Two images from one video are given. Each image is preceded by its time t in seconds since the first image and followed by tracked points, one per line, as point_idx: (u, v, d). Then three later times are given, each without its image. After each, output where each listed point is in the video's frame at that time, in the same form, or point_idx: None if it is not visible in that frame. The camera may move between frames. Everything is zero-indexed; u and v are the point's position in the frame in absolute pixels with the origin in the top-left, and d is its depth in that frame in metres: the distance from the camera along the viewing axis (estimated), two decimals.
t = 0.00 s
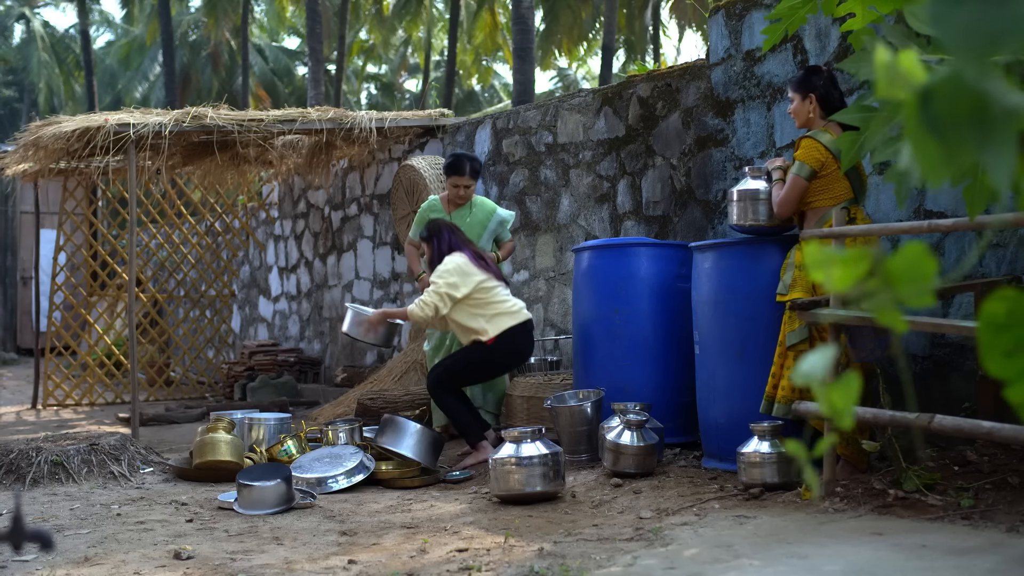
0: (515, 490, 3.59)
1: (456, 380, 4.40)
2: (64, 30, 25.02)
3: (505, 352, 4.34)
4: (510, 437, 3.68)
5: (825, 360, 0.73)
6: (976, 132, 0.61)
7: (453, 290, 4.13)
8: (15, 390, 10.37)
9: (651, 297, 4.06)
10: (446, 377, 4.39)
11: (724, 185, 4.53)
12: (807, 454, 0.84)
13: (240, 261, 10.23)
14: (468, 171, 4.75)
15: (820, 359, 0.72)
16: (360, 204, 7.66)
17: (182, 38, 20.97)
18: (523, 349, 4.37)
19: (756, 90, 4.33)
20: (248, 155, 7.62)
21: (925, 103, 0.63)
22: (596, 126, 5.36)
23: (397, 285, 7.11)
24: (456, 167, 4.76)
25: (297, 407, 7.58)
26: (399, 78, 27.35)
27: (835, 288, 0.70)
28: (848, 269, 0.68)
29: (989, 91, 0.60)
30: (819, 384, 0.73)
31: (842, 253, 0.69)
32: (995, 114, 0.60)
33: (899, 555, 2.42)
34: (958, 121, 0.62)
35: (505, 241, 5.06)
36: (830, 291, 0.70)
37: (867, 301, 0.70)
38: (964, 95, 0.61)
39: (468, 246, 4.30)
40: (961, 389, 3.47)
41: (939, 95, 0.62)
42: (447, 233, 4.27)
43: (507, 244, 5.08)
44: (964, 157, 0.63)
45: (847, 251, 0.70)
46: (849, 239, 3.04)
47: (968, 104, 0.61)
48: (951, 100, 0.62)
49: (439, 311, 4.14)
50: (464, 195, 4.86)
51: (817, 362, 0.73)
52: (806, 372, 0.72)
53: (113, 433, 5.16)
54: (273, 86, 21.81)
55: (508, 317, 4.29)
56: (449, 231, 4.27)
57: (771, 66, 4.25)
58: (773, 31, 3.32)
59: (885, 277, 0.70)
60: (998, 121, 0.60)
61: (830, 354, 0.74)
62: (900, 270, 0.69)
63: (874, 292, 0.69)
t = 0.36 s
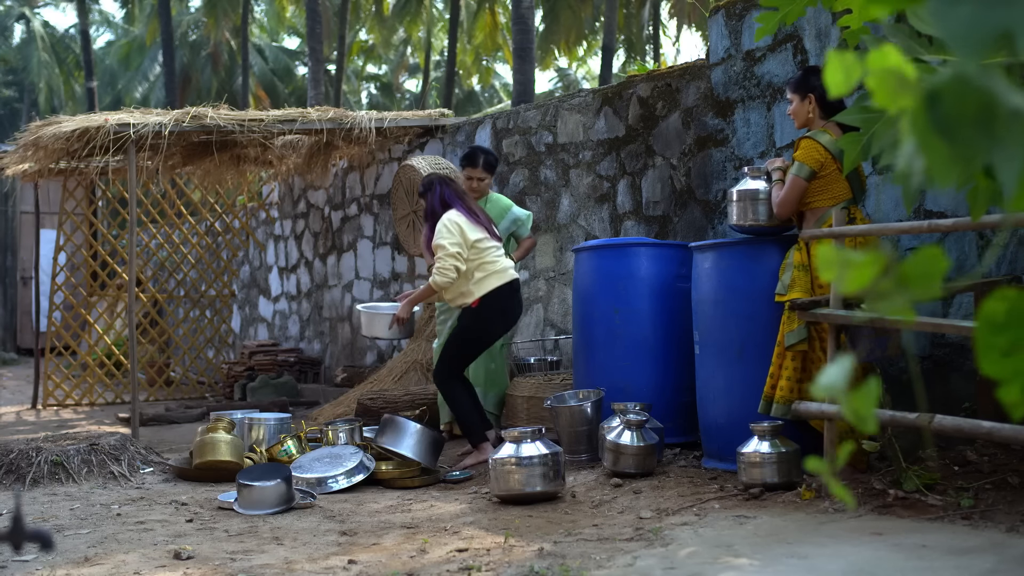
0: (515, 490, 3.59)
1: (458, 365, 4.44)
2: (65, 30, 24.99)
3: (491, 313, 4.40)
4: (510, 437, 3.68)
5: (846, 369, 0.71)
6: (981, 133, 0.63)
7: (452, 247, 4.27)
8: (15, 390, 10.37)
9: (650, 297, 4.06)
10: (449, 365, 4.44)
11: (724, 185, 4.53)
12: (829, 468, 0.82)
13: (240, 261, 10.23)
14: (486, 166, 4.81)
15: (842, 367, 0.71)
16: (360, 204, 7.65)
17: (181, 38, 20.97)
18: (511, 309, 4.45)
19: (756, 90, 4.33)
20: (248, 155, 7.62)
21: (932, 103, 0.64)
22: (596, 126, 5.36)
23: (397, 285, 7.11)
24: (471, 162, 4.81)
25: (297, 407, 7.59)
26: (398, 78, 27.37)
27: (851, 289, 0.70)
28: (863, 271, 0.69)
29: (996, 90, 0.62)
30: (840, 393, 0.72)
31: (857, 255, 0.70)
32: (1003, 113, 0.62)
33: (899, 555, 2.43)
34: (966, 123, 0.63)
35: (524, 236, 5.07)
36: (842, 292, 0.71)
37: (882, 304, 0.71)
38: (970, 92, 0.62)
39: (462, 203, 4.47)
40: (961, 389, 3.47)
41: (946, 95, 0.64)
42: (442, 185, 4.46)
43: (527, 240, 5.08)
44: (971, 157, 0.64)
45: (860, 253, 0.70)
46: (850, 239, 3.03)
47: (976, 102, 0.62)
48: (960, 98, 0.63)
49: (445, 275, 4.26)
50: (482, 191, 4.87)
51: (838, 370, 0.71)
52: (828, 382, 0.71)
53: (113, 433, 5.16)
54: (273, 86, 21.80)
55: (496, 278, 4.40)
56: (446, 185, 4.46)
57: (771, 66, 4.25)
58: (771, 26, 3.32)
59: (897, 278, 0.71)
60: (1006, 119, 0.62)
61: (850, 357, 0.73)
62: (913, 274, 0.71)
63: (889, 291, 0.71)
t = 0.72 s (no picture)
0: (515, 490, 3.59)
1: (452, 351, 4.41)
2: (64, 30, 24.96)
3: (472, 299, 4.39)
4: (510, 437, 3.68)
5: (824, 365, 0.73)
6: (964, 131, 0.64)
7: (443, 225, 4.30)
8: (15, 391, 10.37)
9: (650, 298, 4.06)
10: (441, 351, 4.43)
11: (724, 185, 4.53)
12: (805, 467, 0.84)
13: (240, 261, 10.23)
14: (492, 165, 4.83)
15: (819, 363, 0.73)
16: (360, 204, 7.65)
17: (181, 38, 20.96)
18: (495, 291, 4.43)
19: (756, 90, 4.33)
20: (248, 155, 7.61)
21: (918, 100, 0.65)
22: (596, 126, 5.36)
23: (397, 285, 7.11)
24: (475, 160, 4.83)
25: (297, 407, 7.59)
26: (398, 78, 27.40)
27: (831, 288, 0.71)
28: (844, 265, 0.70)
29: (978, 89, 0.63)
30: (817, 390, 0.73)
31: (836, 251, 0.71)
32: (985, 110, 0.64)
33: (899, 555, 2.42)
34: (949, 122, 0.65)
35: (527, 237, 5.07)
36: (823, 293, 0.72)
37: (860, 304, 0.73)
38: (955, 92, 0.64)
39: (462, 184, 4.51)
40: (961, 389, 3.47)
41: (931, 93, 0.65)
42: (443, 164, 4.52)
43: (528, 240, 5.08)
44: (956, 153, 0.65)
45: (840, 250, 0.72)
46: (849, 239, 3.03)
47: (960, 103, 0.64)
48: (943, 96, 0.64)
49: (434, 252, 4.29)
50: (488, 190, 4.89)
51: (814, 367, 0.73)
52: (803, 377, 0.73)
53: (112, 433, 5.16)
54: (272, 86, 21.78)
55: (482, 264, 4.41)
56: (449, 165, 4.52)
57: (771, 66, 4.25)
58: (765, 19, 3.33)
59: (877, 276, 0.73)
60: (990, 118, 0.63)
61: (829, 356, 0.75)
62: (892, 270, 0.72)
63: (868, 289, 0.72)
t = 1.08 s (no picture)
0: (515, 490, 3.59)
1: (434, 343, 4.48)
2: (64, 30, 24.94)
3: (452, 296, 4.43)
4: (510, 437, 3.68)
5: (832, 352, 0.70)
6: (964, 133, 0.59)
7: (433, 223, 4.34)
8: (15, 390, 10.37)
9: (650, 297, 4.06)
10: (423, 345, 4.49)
11: (724, 185, 4.53)
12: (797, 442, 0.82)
13: (240, 261, 10.22)
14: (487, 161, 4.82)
15: (826, 350, 0.70)
16: (360, 204, 7.65)
17: (181, 38, 20.96)
18: (471, 290, 4.45)
19: (756, 90, 4.33)
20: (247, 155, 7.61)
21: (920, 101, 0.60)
22: (596, 126, 5.36)
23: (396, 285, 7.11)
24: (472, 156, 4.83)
25: (297, 407, 7.59)
26: (398, 77, 27.41)
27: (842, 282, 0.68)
28: (855, 262, 0.66)
29: (980, 88, 0.57)
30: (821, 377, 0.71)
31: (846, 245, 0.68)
32: (986, 110, 0.57)
33: (899, 555, 2.42)
34: (951, 120, 0.59)
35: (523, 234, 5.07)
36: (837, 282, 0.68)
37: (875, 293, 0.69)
38: (958, 91, 0.58)
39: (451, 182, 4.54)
40: (961, 389, 3.47)
41: (933, 96, 0.60)
42: (433, 162, 4.55)
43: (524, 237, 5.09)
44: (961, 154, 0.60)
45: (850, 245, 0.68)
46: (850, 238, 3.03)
47: (963, 101, 0.58)
48: (944, 98, 0.59)
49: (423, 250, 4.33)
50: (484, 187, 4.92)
51: (819, 352, 0.70)
52: (807, 362, 0.70)
53: (113, 433, 5.16)
54: (272, 86, 21.77)
55: (468, 265, 4.46)
56: (440, 162, 4.55)
57: (771, 65, 4.25)
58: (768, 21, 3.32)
59: (887, 268, 0.69)
60: (992, 117, 0.57)
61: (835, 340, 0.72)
62: (903, 263, 0.68)
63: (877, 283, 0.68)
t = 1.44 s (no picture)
0: (515, 490, 3.59)
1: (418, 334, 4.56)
2: (64, 29, 24.92)
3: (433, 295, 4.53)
4: (510, 437, 3.68)
5: (821, 346, 0.76)
6: (951, 129, 0.66)
7: (417, 222, 4.44)
8: (15, 390, 10.37)
9: (650, 297, 4.06)
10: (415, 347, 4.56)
11: (724, 185, 4.53)
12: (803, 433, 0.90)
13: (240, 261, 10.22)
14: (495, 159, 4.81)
15: (816, 342, 0.76)
16: (360, 204, 7.65)
17: (181, 38, 20.95)
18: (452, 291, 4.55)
19: (756, 90, 4.32)
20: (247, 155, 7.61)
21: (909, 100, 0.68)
22: (596, 126, 5.36)
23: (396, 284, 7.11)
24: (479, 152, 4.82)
25: (297, 407, 7.59)
26: (398, 77, 27.42)
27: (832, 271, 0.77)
28: (841, 252, 0.75)
29: (967, 89, 0.64)
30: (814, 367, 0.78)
31: (832, 239, 0.77)
32: (972, 106, 0.64)
33: (899, 555, 2.42)
34: (939, 118, 0.66)
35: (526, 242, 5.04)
36: (828, 272, 0.77)
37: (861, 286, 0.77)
38: (946, 91, 0.65)
39: (434, 182, 4.63)
40: (961, 389, 3.47)
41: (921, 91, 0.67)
42: (416, 162, 4.64)
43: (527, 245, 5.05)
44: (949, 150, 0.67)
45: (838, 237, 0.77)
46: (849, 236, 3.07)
47: (949, 100, 0.65)
48: (931, 96, 0.66)
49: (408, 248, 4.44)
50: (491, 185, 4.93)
51: (812, 346, 0.76)
52: (801, 355, 0.77)
53: (113, 433, 5.16)
54: (272, 86, 21.76)
55: (450, 265, 4.54)
56: (423, 161, 4.65)
57: (771, 65, 4.24)
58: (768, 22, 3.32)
59: (872, 260, 0.77)
60: (977, 114, 0.64)
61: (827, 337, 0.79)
62: (886, 255, 0.76)
63: (866, 274, 0.76)
